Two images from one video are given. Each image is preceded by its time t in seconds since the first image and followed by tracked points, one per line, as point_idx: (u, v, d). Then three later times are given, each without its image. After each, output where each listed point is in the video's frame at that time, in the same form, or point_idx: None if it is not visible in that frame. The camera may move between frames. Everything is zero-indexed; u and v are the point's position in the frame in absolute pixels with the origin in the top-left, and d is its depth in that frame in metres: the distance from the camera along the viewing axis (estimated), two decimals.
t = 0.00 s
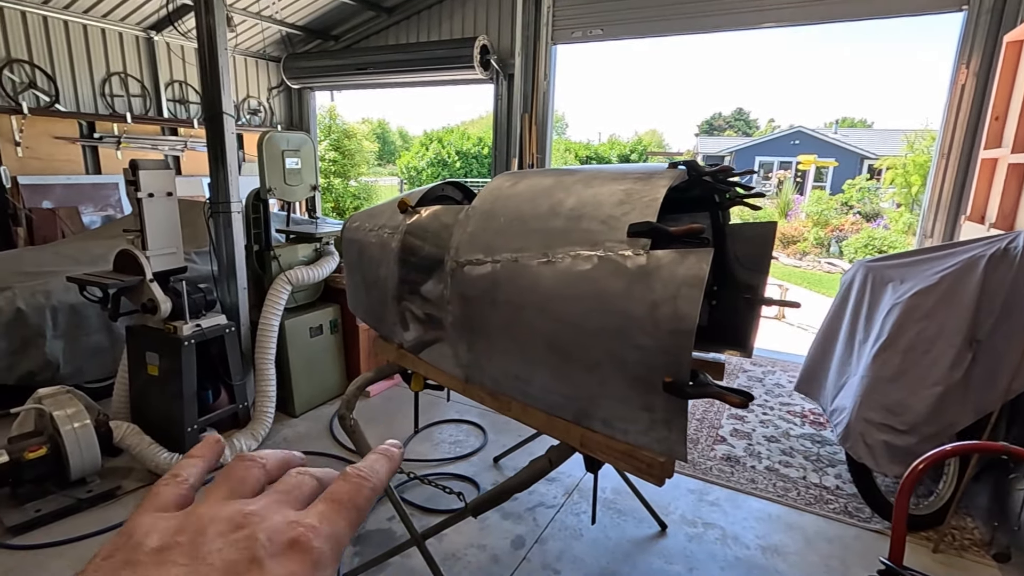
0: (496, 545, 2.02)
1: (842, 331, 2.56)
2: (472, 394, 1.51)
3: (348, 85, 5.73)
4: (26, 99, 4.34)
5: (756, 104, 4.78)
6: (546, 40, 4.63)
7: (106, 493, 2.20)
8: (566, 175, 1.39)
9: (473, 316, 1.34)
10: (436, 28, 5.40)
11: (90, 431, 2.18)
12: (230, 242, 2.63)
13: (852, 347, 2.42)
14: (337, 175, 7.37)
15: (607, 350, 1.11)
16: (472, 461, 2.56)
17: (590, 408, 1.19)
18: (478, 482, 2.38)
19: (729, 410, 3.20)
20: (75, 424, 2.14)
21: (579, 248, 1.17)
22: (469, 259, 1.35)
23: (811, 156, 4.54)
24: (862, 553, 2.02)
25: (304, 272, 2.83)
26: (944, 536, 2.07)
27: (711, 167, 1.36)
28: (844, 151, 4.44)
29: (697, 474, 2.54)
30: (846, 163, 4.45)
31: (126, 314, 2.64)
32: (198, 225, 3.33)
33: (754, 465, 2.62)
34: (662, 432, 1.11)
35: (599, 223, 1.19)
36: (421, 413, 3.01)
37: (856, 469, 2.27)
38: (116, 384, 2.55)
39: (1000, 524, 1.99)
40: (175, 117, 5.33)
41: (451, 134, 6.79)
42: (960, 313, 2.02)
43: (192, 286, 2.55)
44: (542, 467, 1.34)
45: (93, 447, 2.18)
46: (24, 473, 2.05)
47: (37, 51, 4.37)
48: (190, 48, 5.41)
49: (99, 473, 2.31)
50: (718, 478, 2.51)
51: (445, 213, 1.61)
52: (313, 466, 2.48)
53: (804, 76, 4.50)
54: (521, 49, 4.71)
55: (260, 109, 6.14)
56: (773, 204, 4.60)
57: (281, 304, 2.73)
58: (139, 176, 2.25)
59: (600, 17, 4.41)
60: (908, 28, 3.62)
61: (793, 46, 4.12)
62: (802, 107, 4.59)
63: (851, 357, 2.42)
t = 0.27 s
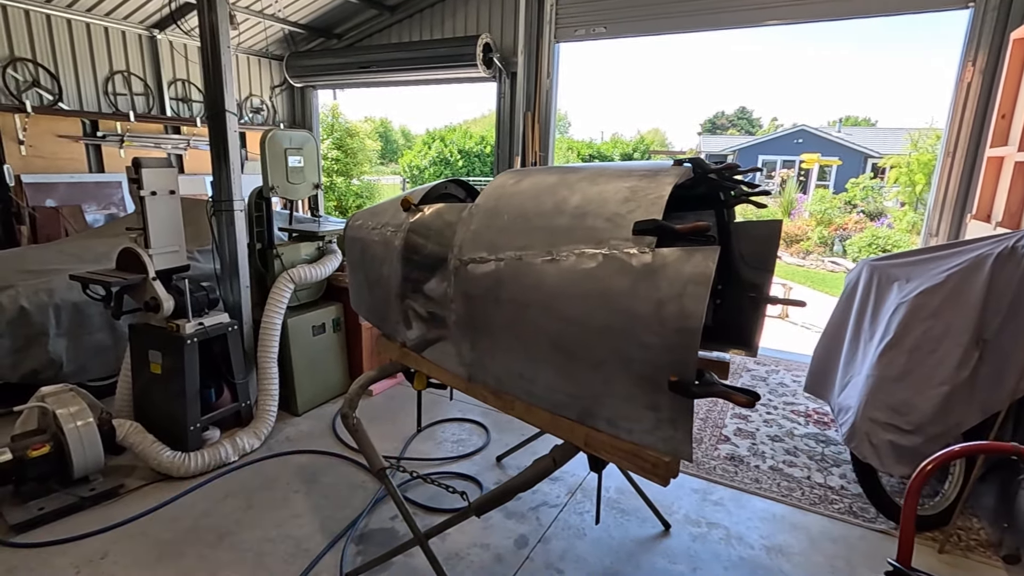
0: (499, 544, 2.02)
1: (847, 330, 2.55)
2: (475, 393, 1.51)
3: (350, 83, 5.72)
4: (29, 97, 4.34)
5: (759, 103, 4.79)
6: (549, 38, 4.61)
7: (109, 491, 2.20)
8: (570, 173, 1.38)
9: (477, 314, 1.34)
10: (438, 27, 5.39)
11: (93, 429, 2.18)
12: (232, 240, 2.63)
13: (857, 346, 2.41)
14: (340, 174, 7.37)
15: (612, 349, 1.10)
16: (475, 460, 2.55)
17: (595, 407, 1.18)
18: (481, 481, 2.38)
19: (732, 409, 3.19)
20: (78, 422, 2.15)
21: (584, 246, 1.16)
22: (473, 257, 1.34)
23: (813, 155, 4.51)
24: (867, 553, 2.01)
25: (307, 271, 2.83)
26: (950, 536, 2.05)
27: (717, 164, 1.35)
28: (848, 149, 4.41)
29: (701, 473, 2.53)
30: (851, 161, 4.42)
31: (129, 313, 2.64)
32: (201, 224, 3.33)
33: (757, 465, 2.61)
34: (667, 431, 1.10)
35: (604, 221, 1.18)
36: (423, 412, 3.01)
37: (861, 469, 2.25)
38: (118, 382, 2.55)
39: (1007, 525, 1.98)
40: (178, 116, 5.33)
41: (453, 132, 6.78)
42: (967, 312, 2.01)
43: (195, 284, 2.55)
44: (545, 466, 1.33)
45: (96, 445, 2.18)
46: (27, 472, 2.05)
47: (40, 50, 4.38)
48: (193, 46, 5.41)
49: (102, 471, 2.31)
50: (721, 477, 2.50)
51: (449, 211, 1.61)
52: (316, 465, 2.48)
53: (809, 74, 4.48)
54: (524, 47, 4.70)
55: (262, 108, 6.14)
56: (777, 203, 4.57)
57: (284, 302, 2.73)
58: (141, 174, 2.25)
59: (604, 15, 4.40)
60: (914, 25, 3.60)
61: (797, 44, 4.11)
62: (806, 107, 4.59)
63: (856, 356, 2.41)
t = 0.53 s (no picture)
0: (497, 546, 2.00)
1: (850, 331, 2.53)
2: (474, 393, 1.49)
3: (351, 82, 5.71)
4: (30, 96, 4.33)
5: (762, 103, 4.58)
6: (550, 37, 4.60)
7: (106, 490, 2.19)
8: (569, 171, 1.37)
9: (475, 314, 1.32)
10: (439, 26, 5.37)
11: (90, 428, 2.17)
12: (231, 239, 2.62)
13: (860, 346, 2.39)
14: (341, 173, 7.36)
15: (611, 349, 1.09)
16: (474, 460, 2.54)
17: (594, 407, 1.17)
18: (480, 481, 2.36)
19: (733, 410, 3.16)
20: (75, 422, 2.13)
21: (583, 243, 1.15)
22: (471, 255, 1.33)
23: (816, 155, 4.36)
24: (869, 556, 1.99)
25: (306, 270, 2.82)
26: (953, 539, 2.03)
27: (718, 162, 1.33)
28: (851, 150, 4.28)
29: (701, 474, 2.51)
30: (853, 162, 4.30)
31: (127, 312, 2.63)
32: (199, 223, 3.32)
33: (759, 466, 2.59)
34: (666, 432, 1.08)
35: (603, 219, 1.16)
36: (422, 412, 2.99)
37: (863, 471, 2.23)
38: (116, 381, 2.54)
39: (1011, 529, 1.96)
40: (179, 115, 5.32)
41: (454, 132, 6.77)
42: (971, 312, 1.99)
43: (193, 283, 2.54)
44: (544, 467, 1.32)
45: (93, 444, 2.17)
46: (23, 471, 2.04)
47: (40, 48, 4.37)
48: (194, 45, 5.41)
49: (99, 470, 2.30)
50: (722, 478, 2.48)
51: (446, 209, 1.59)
52: (314, 465, 2.46)
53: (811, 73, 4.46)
54: (525, 46, 4.69)
55: (263, 107, 6.13)
56: (779, 202, 4.57)
57: (283, 301, 2.72)
58: (139, 172, 2.23)
59: (605, 14, 4.38)
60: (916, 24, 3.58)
61: (799, 42, 4.08)
62: (810, 106, 4.37)
63: (858, 357, 2.39)
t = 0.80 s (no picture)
0: (497, 545, 2.00)
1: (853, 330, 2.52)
2: (475, 392, 1.49)
3: (353, 82, 5.71)
4: (32, 95, 4.34)
5: (765, 104, 4.71)
6: (552, 36, 4.60)
7: (106, 489, 2.19)
8: (570, 169, 1.36)
9: (475, 313, 1.32)
10: (441, 25, 5.37)
11: (91, 427, 2.17)
12: (232, 238, 2.62)
13: (862, 346, 2.38)
14: (343, 173, 7.37)
15: (611, 348, 1.08)
16: (475, 459, 2.54)
17: (595, 407, 1.16)
18: (480, 481, 2.36)
19: (735, 409, 3.16)
20: (76, 420, 2.14)
21: (584, 242, 1.14)
22: (471, 254, 1.33)
23: (818, 156, 4.40)
24: (870, 557, 1.98)
25: (307, 269, 2.82)
26: (955, 540, 2.02)
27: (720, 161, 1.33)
28: (853, 150, 4.33)
29: (703, 474, 2.50)
30: (855, 162, 4.34)
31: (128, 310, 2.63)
32: (201, 222, 3.32)
33: (760, 466, 2.58)
34: (666, 432, 1.08)
35: (603, 217, 1.16)
36: (423, 412, 2.99)
37: (864, 471, 2.23)
38: (117, 379, 2.54)
39: (1014, 530, 1.95)
40: (181, 114, 5.33)
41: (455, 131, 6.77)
42: (974, 312, 1.98)
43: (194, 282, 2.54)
44: (544, 466, 1.31)
45: (93, 443, 2.17)
46: (24, 469, 2.04)
47: (43, 47, 4.38)
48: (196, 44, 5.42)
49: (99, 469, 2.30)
50: (723, 478, 2.47)
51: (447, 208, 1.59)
52: (315, 464, 2.46)
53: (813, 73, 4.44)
54: (526, 45, 4.69)
55: (265, 106, 6.13)
56: (781, 203, 4.51)
57: (284, 300, 2.72)
58: (140, 171, 2.24)
59: (607, 13, 4.38)
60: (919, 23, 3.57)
61: (801, 42, 4.07)
62: (810, 109, 4.52)
63: (860, 357, 2.38)
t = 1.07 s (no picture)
0: (495, 544, 1.99)
1: (854, 329, 2.51)
2: (471, 390, 1.48)
3: (354, 80, 5.71)
4: (33, 94, 4.35)
5: (767, 103, 4.52)
6: (553, 35, 4.59)
7: (104, 487, 2.19)
8: (566, 166, 1.35)
9: (470, 311, 1.31)
10: (442, 23, 5.36)
11: (88, 424, 2.17)
12: (231, 236, 2.62)
13: (863, 345, 2.37)
14: (344, 172, 7.38)
15: (606, 346, 1.07)
16: (473, 458, 2.53)
17: (589, 406, 1.15)
18: (478, 480, 2.35)
19: (735, 409, 3.14)
20: (73, 418, 2.14)
21: (578, 239, 1.13)
22: (466, 251, 1.32)
23: (821, 155, 4.29)
24: (870, 557, 1.97)
25: (306, 267, 2.81)
26: (955, 541, 2.01)
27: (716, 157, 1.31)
28: (856, 150, 4.18)
29: (702, 474, 2.49)
30: (859, 161, 4.22)
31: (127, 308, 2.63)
32: (200, 221, 3.32)
33: (760, 466, 2.57)
34: (661, 431, 1.07)
35: (598, 214, 1.15)
36: (422, 411, 2.98)
37: (865, 471, 2.21)
38: (115, 377, 2.54)
39: (1014, 531, 1.93)
40: (182, 113, 5.34)
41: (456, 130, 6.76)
42: (975, 311, 1.96)
43: (192, 280, 2.54)
44: (539, 465, 1.30)
45: (90, 441, 2.17)
46: (21, 467, 2.04)
47: (44, 46, 4.39)
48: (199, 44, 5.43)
49: (97, 467, 2.30)
50: (722, 478, 2.46)
51: (443, 205, 1.57)
52: (313, 462, 2.46)
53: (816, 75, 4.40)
54: (527, 43, 4.68)
55: (266, 105, 6.13)
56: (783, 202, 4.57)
57: (282, 299, 2.71)
58: (138, 168, 2.24)
59: (608, 12, 4.37)
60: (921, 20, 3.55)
61: (804, 40, 4.05)
62: (813, 107, 4.30)
63: (861, 356, 2.36)
